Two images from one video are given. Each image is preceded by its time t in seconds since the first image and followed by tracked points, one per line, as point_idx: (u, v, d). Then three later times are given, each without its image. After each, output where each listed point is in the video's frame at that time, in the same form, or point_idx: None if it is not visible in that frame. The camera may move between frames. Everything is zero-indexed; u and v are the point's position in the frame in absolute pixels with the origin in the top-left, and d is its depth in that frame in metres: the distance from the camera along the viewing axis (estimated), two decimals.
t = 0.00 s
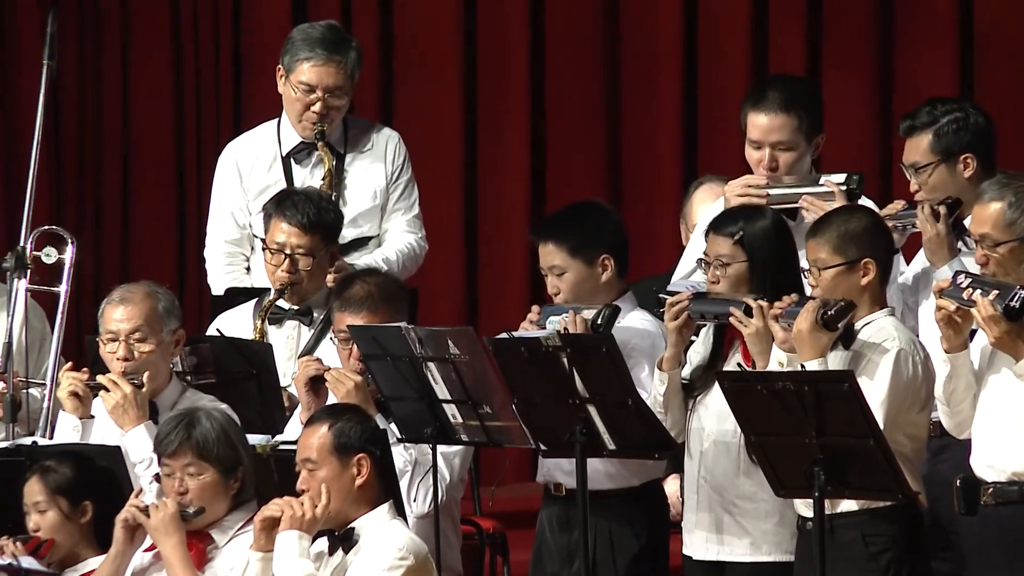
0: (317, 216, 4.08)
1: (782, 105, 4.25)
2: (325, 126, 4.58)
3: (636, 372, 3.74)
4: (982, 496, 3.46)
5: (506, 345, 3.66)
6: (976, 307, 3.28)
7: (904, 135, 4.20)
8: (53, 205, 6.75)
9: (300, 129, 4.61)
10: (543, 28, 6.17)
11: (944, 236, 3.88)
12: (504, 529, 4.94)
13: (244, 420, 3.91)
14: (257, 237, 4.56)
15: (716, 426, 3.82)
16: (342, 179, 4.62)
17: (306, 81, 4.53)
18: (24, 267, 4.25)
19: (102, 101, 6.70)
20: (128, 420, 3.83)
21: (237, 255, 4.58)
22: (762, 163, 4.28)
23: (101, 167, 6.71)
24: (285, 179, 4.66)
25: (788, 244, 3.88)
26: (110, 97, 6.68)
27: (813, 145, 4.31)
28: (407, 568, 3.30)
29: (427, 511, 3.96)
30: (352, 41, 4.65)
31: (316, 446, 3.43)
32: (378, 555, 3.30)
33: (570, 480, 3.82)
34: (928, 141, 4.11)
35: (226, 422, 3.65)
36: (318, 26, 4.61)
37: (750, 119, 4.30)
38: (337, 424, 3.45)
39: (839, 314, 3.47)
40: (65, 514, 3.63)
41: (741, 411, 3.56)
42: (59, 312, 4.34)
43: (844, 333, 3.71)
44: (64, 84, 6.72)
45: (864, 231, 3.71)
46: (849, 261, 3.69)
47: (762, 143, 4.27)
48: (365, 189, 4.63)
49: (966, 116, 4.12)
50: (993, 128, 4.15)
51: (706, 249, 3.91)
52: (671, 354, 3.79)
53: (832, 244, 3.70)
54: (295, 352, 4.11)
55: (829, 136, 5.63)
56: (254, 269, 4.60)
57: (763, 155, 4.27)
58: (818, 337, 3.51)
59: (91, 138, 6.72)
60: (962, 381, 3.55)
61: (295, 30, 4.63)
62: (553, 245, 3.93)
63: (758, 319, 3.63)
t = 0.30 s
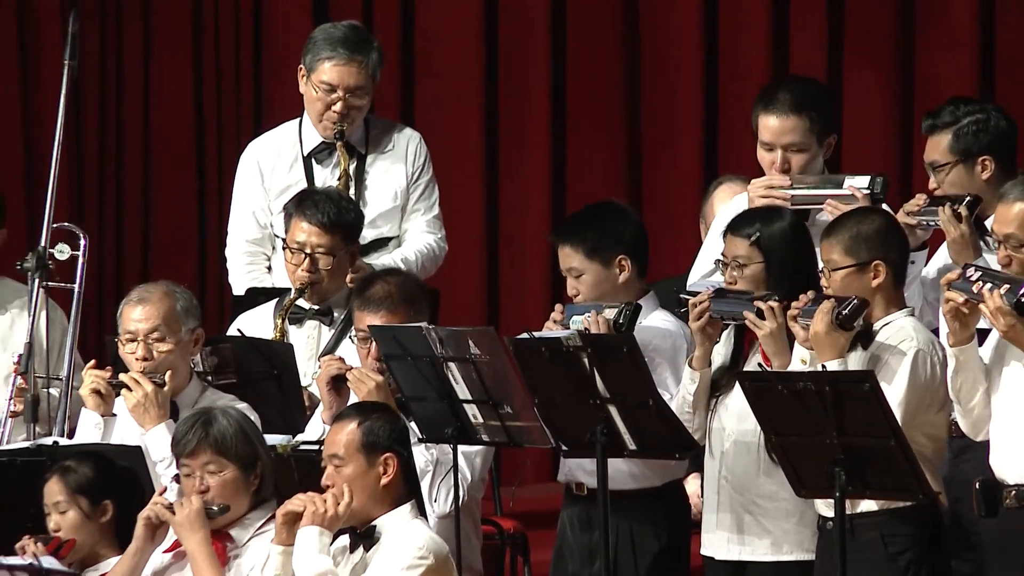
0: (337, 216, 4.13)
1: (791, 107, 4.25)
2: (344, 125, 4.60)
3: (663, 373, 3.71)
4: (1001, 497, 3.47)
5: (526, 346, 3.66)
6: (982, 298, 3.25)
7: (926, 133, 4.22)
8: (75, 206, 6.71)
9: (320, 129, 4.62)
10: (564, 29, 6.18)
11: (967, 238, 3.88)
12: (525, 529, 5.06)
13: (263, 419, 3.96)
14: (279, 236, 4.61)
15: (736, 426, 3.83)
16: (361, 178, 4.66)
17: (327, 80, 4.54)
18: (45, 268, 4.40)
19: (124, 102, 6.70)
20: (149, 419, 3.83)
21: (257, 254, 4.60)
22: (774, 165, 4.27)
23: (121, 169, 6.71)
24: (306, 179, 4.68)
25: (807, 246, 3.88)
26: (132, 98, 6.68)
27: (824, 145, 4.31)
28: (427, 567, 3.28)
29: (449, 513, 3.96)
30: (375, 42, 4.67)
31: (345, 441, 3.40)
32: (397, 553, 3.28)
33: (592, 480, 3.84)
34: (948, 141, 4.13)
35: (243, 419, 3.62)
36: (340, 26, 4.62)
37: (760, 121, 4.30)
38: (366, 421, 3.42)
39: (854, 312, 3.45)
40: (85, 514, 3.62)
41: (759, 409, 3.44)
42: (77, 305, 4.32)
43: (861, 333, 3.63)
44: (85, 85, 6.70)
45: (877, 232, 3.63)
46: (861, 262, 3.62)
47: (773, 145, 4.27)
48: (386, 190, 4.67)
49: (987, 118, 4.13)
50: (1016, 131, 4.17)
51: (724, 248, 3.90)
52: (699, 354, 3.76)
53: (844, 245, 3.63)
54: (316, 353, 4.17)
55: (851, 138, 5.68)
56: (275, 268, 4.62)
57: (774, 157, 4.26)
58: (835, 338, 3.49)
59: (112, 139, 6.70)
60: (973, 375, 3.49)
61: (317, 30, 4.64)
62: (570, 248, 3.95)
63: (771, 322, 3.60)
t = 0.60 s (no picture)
0: (354, 215, 4.15)
1: (806, 109, 4.25)
2: (360, 126, 4.61)
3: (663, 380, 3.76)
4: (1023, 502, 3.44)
5: (542, 345, 3.63)
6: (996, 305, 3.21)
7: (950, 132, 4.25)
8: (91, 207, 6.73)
9: (336, 129, 4.64)
10: (580, 29, 6.18)
11: (980, 236, 3.89)
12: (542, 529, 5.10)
13: (278, 417, 3.98)
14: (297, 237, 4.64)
15: (754, 426, 3.83)
16: (378, 178, 4.68)
17: (344, 80, 4.56)
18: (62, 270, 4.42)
19: (142, 103, 6.70)
20: (161, 419, 3.84)
21: (277, 254, 4.63)
22: (788, 166, 4.29)
23: (139, 169, 6.70)
24: (324, 180, 4.70)
25: (825, 246, 3.87)
26: (150, 100, 6.68)
27: (836, 147, 4.30)
28: (446, 570, 3.25)
29: (463, 509, 3.98)
30: (392, 43, 4.68)
31: (348, 450, 3.36)
32: (415, 556, 3.25)
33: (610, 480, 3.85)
34: (977, 140, 4.16)
35: (251, 419, 3.61)
36: (358, 26, 4.63)
37: (773, 123, 4.30)
38: (368, 427, 3.37)
39: (877, 311, 3.43)
40: (103, 514, 3.63)
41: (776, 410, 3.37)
42: (92, 308, 4.35)
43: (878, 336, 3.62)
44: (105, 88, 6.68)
45: (903, 233, 3.64)
46: (891, 262, 3.61)
47: (787, 147, 4.27)
48: (404, 191, 4.69)
49: (1017, 119, 4.18)
50: None
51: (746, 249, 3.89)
52: (698, 364, 3.81)
53: (871, 244, 3.62)
54: (333, 352, 4.20)
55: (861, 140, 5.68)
56: (294, 267, 4.64)
57: (788, 158, 4.28)
58: (858, 337, 3.46)
59: (129, 140, 6.70)
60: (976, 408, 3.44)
61: (335, 31, 4.65)
62: (598, 245, 3.94)
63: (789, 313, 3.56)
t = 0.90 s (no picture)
0: (370, 215, 4.16)
1: (810, 109, 4.23)
2: (378, 125, 4.62)
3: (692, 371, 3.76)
4: None
5: (559, 345, 3.65)
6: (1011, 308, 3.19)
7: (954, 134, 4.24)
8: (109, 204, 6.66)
9: (355, 128, 4.65)
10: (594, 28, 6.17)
11: (998, 240, 3.87)
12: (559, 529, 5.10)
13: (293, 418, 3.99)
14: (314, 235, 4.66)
15: (769, 426, 3.83)
16: (397, 178, 4.70)
17: (361, 80, 4.56)
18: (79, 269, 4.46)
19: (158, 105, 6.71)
20: (170, 419, 3.87)
21: (296, 253, 4.64)
22: (791, 167, 4.27)
23: (153, 170, 6.70)
24: (343, 180, 4.72)
25: (840, 248, 3.86)
26: (166, 101, 6.70)
27: (844, 147, 4.27)
28: (460, 569, 3.26)
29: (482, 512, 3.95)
30: (409, 41, 4.68)
31: (364, 449, 3.36)
32: (430, 555, 3.25)
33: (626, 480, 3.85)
34: (976, 140, 4.14)
35: (255, 422, 3.61)
36: (375, 26, 4.64)
37: (778, 124, 4.28)
38: (381, 426, 3.38)
39: (888, 315, 3.43)
40: (122, 514, 3.66)
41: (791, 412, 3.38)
42: (109, 309, 4.39)
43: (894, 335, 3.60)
44: (119, 88, 6.67)
45: (911, 233, 3.62)
46: (897, 261, 3.60)
47: (790, 147, 4.26)
48: (422, 191, 4.70)
49: (1016, 119, 4.14)
50: None
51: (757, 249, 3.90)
52: (728, 353, 3.80)
53: (877, 244, 3.62)
54: (349, 354, 4.19)
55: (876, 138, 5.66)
56: (314, 267, 4.63)
57: (792, 159, 4.26)
58: (870, 341, 3.45)
59: (146, 139, 6.69)
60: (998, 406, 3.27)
61: (352, 30, 4.66)
62: (606, 247, 3.95)
63: (806, 319, 3.59)
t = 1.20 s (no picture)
0: (388, 216, 4.16)
1: (829, 109, 4.22)
2: (398, 124, 4.62)
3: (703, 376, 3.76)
4: None
5: (578, 345, 3.63)
6: None
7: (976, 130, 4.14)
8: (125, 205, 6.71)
9: (374, 128, 4.66)
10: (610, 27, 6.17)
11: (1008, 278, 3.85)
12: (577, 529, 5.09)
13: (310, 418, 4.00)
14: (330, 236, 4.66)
15: (786, 426, 3.81)
16: (416, 178, 4.69)
17: (380, 79, 4.57)
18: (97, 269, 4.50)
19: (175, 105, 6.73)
20: (179, 418, 3.88)
21: (312, 254, 4.64)
22: (809, 167, 4.25)
23: (171, 170, 6.72)
24: (361, 179, 4.72)
25: (861, 246, 3.85)
26: (183, 101, 6.71)
27: (863, 147, 4.26)
28: (475, 568, 3.26)
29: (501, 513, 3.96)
30: (428, 41, 4.69)
31: (381, 447, 3.35)
32: (446, 554, 3.25)
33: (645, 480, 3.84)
34: (1000, 136, 4.04)
35: (275, 423, 3.59)
36: (393, 25, 4.64)
37: (797, 124, 4.27)
38: (399, 424, 3.37)
39: (903, 320, 3.43)
40: (140, 514, 3.64)
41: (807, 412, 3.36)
42: (126, 309, 4.40)
43: (912, 335, 3.59)
44: (137, 88, 6.69)
45: (932, 232, 3.62)
46: (919, 261, 3.59)
47: (808, 147, 4.25)
48: (440, 190, 4.69)
49: None
50: None
51: (779, 248, 3.89)
52: (737, 359, 3.80)
53: (900, 244, 3.61)
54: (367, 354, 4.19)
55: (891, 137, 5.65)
56: (330, 267, 4.63)
57: (810, 159, 4.24)
58: (885, 346, 3.45)
59: (163, 140, 6.72)
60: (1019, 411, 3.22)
61: (371, 30, 4.67)
62: (637, 249, 3.93)
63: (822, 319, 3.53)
